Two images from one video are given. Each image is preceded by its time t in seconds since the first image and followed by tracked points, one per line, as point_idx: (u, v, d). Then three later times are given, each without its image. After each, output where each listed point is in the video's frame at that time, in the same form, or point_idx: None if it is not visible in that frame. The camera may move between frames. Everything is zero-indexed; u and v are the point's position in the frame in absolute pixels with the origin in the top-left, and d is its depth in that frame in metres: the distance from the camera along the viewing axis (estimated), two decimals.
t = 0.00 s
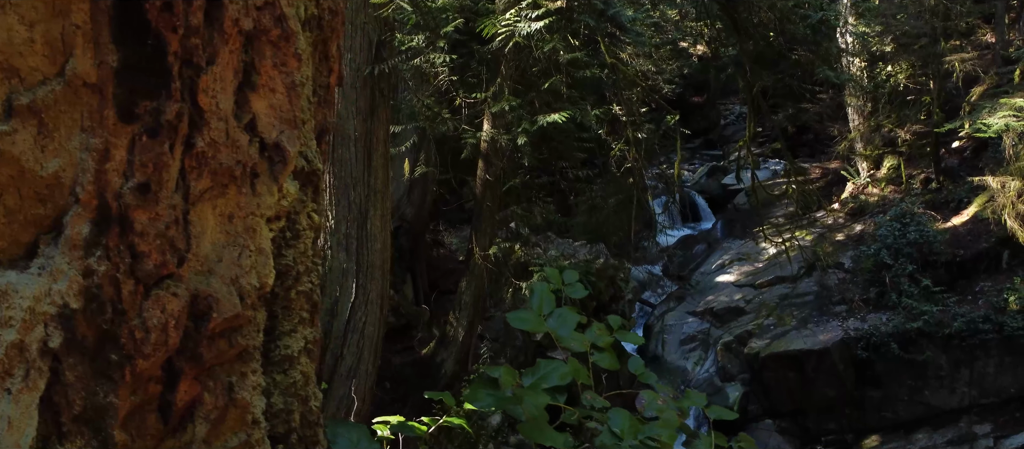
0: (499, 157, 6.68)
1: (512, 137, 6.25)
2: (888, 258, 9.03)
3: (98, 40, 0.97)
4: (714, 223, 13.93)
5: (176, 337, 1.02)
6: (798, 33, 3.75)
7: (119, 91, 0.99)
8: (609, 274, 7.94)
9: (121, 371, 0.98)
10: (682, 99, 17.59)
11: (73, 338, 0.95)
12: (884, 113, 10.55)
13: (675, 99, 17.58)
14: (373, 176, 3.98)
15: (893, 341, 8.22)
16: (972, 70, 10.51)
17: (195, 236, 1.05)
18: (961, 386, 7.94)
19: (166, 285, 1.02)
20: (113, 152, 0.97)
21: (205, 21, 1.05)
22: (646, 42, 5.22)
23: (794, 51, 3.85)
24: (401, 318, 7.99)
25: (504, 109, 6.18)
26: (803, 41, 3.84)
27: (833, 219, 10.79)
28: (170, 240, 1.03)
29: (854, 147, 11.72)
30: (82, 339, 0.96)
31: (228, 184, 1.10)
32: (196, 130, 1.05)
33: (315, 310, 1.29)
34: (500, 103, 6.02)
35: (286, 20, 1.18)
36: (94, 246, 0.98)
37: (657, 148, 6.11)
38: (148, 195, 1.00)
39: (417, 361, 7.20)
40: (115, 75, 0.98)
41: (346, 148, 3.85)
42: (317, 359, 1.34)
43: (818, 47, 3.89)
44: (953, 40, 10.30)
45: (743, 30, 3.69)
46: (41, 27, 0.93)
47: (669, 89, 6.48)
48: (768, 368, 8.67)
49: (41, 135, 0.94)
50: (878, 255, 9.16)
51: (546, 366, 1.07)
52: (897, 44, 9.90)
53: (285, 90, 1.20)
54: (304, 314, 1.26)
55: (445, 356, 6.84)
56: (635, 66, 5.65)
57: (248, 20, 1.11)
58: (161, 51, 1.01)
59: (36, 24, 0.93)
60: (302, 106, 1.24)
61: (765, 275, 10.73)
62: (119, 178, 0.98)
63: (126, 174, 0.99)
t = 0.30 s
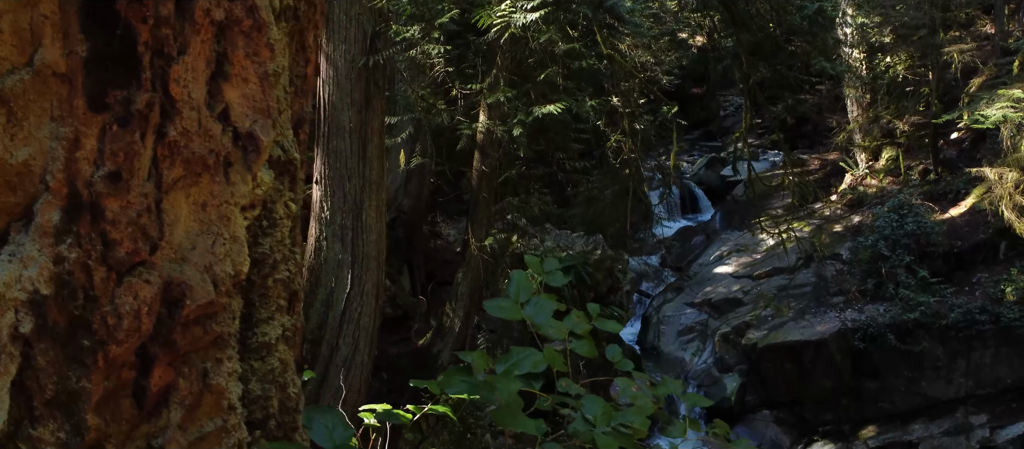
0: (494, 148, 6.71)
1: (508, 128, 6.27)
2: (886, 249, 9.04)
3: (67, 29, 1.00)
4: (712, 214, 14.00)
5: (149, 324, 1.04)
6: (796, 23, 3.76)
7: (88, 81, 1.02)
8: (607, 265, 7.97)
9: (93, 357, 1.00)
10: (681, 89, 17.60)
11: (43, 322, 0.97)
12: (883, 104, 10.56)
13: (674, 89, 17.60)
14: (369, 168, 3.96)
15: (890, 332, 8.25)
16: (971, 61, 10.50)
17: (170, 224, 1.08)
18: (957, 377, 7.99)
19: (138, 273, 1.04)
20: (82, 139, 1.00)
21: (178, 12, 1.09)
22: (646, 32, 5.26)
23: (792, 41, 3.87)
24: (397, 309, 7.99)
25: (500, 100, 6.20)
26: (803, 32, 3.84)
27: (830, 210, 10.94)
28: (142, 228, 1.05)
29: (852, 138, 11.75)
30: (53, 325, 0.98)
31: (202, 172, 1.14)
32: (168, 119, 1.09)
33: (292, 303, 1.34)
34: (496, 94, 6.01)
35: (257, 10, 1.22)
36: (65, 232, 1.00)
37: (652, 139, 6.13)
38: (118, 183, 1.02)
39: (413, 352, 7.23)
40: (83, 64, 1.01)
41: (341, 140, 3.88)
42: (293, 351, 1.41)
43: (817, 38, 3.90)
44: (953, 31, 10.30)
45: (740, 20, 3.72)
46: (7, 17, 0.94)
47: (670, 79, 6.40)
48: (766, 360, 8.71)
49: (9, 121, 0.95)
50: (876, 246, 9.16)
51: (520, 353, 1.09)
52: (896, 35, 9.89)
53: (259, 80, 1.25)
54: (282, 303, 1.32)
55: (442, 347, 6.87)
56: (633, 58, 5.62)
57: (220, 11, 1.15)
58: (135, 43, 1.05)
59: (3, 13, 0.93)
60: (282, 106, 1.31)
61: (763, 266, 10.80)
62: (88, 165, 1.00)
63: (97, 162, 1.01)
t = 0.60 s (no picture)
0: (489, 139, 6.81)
1: (503, 119, 6.27)
2: (884, 241, 9.19)
3: (32, 19, 1.19)
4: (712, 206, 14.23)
5: (117, 306, 1.25)
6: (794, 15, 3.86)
7: (54, 69, 1.21)
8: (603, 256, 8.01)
9: (61, 341, 1.20)
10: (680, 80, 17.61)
11: (16, 309, 1.16)
12: (881, 96, 10.56)
13: (673, 80, 17.60)
14: (363, 159, 3.95)
15: (886, 323, 8.31)
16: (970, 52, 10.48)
17: (139, 212, 1.30)
18: (953, 367, 8.03)
19: (107, 260, 1.25)
20: (47, 128, 1.20)
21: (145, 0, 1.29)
22: (643, 23, 5.34)
23: (789, 34, 3.97)
24: (394, 299, 7.92)
25: (495, 91, 6.21)
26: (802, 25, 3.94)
27: (831, 201, 11.25)
28: (109, 212, 1.25)
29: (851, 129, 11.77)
30: (20, 311, 1.16)
31: (171, 161, 1.36)
32: (137, 108, 1.30)
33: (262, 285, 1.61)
34: (490, 86, 6.03)
35: (225, 4, 1.46)
36: (31, 219, 1.19)
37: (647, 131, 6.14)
38: (86, 171, 1.23)
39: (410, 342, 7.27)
40: (47, 51, 1.20)
41: (335, 131, 3.87)
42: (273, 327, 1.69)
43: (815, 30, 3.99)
44: (952, 22, 10.30)
45: (737, 11, 3.83)
46: None
47: (667, 70, 6.43)
48: (762, 351, 8.89)
49: None
50: (872, 238, 9.37)
51: (487, 338, 1.11)
52: (895, 26, 9.88)
53: (228, 71, 1.50)
54: (253, 288, 1.58)
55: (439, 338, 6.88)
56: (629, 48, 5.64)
57: (187, 1, 1.37)
58: (103, 51, 1.26)
59: None
60: (249, 93, 1.56)
61: (761, 258, 11.04)
62: (54, 153, 1.20)
63: (64, 151, 1.21)
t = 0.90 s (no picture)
0: (485, 130, 7.01)
1: (498, 110, 6.30)
2: (880, 232, 9.74)
3: None
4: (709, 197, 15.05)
5: (81, 294, 1.31)
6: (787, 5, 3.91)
7: (14, 59, 1.24)
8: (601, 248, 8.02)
9: (24, 327, 1.25)
10: (680, 72, 17.63)
11: None
12: (879, 87, 10.58)
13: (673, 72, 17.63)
14: (356, 150, 3.96)
15: (882, 314, 8.91)
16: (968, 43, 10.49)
17: (103, 201, 1.37)
18: (949, 358, 8.56)
19: (71, 248, 1.31)
20: (9, 118, 1.23)
21: None
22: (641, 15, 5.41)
23: (781, 26, 4.03)
24: (390, 290, 7.94)
25: (489, 83, 6.31)
26: (795, 15, 3.98)
27: (827, 192, 11.94)
28: (72, 202, 1.31)
29: (849, 120, 11.81)
30: None
31: (135, 151, 1.43)
32: (99, 99, 1.36)
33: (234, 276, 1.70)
34: (485, 77, 6.11)
35: None
36: None
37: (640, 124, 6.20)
38: (47, 161, 1.28)
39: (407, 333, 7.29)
40: (8, 43, 1.23)
41: (328, 122, 3.89)
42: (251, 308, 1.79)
43: (810, 22, 4.04)
44: (950, 13, 10.32)
45: (730, 4, 3.88)
46: None
47: (662, 62, 6.49)
48: (758, 342, 9.58)
49: None
50: (870, 229, 9.77)
51: (448, 326, 1.15)
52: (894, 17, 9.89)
53: (194, 61, 1.56)
54: (224, 276, 1.66)
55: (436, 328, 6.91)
56: (625, 39, 5.65)
57: None
58: (67, 43, 1.31)
59: None
60: (219, 84, 1.66)
61: (759, 249, 11.75)
62: (16, 142, 1.24)
63: (27, 140, 1.26)
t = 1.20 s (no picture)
0: (479, 121, 7.01)
1: (492, 100, 6.29)
2: (877, 223, 9.99)
3: None
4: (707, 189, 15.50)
5: (47, 282, 1.23)
6: None
7: None
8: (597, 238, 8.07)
9: None
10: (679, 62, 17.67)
11: None
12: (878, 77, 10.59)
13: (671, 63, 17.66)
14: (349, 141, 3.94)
15: (880, 305, 9.12)
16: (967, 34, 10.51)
17: (69, 190, 1.27)
18: (945, 349, 8.83)
19: (35, 235, 1.22)
20: None
21: None
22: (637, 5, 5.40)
23: (777, 16, 4.06)
24: (385, 280, 7.96)
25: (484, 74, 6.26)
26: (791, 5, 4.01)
27: (825, 183, 12.33)
28: (37, 190, 1.22)
29: (847, 111, 11.85)
30: None
31: (101, 140, 1.32)
32: (63, 88, 1.27)
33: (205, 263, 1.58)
34: (479, 67, 6.08)
35: None
36: None
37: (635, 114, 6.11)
38: (11, 147, 1.19)
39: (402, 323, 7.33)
40: None
41: (322, 112, 3.85)
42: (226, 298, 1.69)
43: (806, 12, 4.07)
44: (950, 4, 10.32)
45: None
46: None
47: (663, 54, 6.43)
48: (756, 332, 9.80)
49: None
50: (866, 220, 10.14)
51: (411, 313, 1.17)
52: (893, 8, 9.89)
53: (159, 51, 1.44)
54: (196, 265, 1.55)
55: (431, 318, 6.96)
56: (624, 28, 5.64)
57: None
58: (25, 31, 1.21)
59: None
60: (188, 74, 1.53)
61: (756, 240, 12.12)
62: None
63: None
